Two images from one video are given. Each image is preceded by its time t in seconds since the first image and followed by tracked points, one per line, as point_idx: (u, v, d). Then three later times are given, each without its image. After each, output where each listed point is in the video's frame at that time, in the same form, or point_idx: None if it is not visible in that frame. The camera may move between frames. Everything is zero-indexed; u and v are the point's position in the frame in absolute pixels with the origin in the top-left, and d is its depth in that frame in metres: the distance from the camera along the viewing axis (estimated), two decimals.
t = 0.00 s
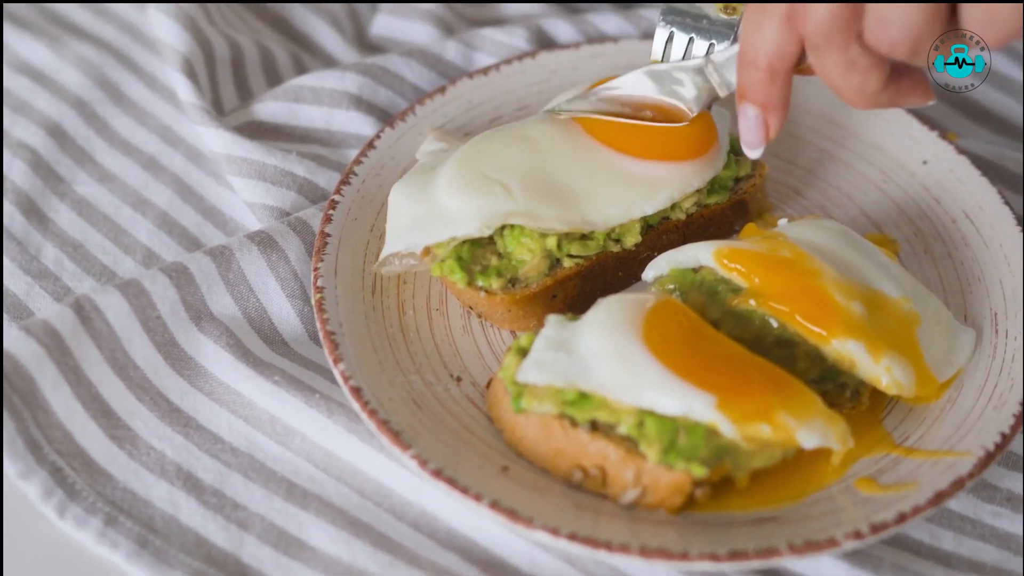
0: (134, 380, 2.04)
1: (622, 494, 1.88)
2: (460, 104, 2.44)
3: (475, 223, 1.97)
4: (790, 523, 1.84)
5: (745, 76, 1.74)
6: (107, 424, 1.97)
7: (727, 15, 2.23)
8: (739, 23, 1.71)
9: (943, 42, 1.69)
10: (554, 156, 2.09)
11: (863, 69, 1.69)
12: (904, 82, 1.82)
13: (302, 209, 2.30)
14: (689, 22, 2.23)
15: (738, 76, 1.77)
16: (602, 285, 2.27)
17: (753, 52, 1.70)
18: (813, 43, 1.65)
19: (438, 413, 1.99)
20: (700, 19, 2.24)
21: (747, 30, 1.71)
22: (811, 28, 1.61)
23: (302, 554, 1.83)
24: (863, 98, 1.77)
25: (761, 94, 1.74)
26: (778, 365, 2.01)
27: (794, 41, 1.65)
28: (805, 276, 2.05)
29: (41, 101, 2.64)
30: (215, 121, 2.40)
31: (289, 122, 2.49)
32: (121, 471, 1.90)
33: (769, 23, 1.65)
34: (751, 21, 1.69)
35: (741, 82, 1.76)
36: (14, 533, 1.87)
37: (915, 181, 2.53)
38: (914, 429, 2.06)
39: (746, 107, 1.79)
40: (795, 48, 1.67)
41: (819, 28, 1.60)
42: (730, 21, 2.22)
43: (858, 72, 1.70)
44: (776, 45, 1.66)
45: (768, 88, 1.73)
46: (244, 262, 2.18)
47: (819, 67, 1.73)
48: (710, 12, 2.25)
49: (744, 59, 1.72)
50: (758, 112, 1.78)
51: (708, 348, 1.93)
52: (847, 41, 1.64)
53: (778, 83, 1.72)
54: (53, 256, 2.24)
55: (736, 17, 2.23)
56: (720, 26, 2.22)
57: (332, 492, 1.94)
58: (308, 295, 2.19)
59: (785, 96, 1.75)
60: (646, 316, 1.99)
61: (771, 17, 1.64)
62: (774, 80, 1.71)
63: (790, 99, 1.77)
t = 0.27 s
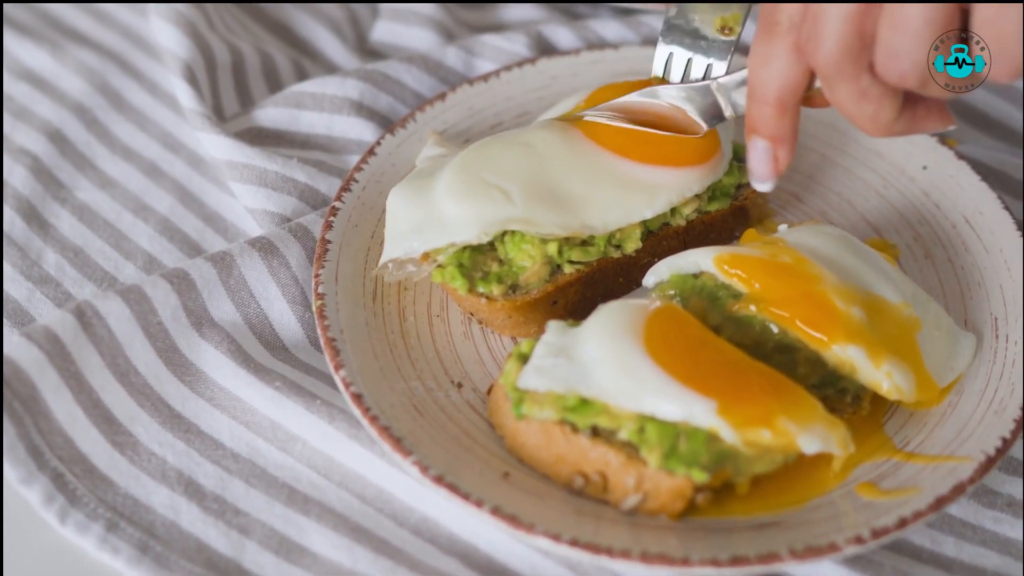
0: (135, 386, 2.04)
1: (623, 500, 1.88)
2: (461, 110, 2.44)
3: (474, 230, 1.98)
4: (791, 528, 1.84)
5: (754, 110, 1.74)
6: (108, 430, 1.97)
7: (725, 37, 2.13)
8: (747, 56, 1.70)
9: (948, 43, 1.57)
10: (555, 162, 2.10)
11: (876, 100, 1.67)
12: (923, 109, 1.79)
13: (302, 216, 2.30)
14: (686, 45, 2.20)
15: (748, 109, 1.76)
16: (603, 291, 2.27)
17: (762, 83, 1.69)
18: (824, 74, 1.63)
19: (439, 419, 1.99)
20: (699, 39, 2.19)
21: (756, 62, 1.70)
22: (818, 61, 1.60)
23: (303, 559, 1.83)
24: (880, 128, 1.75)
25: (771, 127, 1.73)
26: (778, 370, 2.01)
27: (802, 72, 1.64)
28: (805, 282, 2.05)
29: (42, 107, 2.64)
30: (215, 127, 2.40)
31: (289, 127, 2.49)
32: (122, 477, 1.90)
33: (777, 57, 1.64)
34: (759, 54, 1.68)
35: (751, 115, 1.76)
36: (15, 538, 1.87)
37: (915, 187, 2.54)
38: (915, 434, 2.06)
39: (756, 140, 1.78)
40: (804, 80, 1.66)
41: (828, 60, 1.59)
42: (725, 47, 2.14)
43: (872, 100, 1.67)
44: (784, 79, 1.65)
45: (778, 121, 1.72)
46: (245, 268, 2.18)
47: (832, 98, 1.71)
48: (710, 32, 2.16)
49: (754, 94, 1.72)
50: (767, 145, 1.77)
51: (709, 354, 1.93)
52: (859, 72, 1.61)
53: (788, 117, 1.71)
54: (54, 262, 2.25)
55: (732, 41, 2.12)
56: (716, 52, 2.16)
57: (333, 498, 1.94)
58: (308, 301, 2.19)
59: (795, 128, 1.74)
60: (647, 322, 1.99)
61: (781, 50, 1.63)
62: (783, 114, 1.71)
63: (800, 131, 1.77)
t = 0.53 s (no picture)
0: (137, 393, 2.04)
1: (625, 506, 1.88)
2: (461, 117, 2.45)
3: (477, 240, 1.98)
4: (793, 535, 1.85)
5: (822, 28, 1.62)
6: (110, 436, 1.97)
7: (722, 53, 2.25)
8: None
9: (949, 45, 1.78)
10: (557, 170, 2.11)
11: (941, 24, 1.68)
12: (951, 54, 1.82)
13: (304, 222, 2.30)
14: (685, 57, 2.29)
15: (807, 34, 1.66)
16: (604, 298, 2.28)
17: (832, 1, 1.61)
18: None
19: (441, 425, 1.99)
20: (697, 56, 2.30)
21: None
22: None
23: (305, 566, 1.84)
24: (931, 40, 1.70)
25: (836, 48, 1.62)
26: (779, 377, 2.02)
27: None
28: (806, 288, 2.06)
29: (44, 114, 2.65)
30: (217, 134, 2.40)
31: (291, 134, 2.50)
32: (124, 483, 1.90)
33: None
34: None
35: (813, 39, 1.64)
36: (17, 545, 1.87)
37: (915, 194, 2.55)
38: (916, 440, 2.07)
39: (814, 65, 1.66)
40: None
41: None
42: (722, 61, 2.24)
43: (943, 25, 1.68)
44: None
45: (845, 41, 1.62)
46: (247, 275, 2.18)
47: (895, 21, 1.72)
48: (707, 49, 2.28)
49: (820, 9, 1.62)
50: (828, 69, 1.64)
51: (711, 361, 1.94)
52: None
53: (855, 39, 1.61)
54: (56, 268, 2.25)
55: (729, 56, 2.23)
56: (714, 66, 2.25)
57: (335, 505, 1.94)
58: (310, 308, 2.20)
59: (858, 56, 1.64)
60: (649, 329, 2.00)
61: None
62: (851, 34, 1.61)
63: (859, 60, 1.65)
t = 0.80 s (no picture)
0: (135, 399, 2.04)
1: (622, 511, 1.89)
2: (460, 123, 2.46)
3: (475, 246, 1.99)
4: (790, 540, 1.85)
5: (813, 141, 1.77)
6: (109, 442, 1.97)
7: (728, 70, 2.33)
8: (808, 90, 1.74)
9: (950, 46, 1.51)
10: (554, 177, 2.11)
11: (936, 138, 1.67)
12: (982, 145, 1.74)
13: (303, 229, 2.30)
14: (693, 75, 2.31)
15: (806, 143, 1.79)
16: (602, 304, 2.29)
17: (822, 117, 1.73)
18: (882, 110, 1.65)
19: (438, 431, 1.99)
20: (702, 73, 2.34)
21: (817, 96, 1.74)
22: (878, 94, 1.61)
23: (303, 571, 1.84)
24: (938, 165, 1.74)
25: (829, 160, 1.76)
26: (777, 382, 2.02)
27: (862, 106, 1.67)
28: (804, 294, 2.07)
29: (43, 122, 2.66)
30: (216, 141, 2.41)
31: (289, 141, 2.51)
32: (122, 490, 1.91)
33: (839, 91, 1.68)
34: (818, 88, 1.72)
35: (808, 148, 1.79)
36: (15, 551, 1.87)
37: (912, 201, 2.55)
38: (913, 446, 2.07)
39: (814, 174, 1.80)
40: (863, 114, 1.69)
41: (889, 96, 1.60)
42: (729, 78, 2.30)
43: (930, 137, 1.67)
44: (842, 110, 1.69)
45: (836, 154, 1.75)
46: (245, 281, 2.18)
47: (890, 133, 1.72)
48: (713, 67, 2.34)
49: (811, 128, 1.76)
50: (826, 178, 1.79)
51: (708, 367, 1.94)
52: (917, 109, 1.63)
53: (847, 150, 1.74)
54: (55, 275, 2.26)
55: (736, 72, 2.32)
56: (721, 81, 2.30)
57: (333, 510, 1.95)
58: (308, 314, 2.19)
59: (853, 164, 1.77)
60: (646, 335, 2.00)
61: (841, 77, 1.66)
62: (842, 146, 1.74)
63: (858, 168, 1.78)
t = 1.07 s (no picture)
0: (134, 406, 2.04)
1: (621, 517, 1.89)
2: (458, 129, 2.46)
3: (475, 254, 1.99)
4: (789, 546, 1.85)
5: (813, 132, 1.74)
6: (107, 449, 1.97)
7: (725, 87, 2.34)
8: (810, 81, 1.71)
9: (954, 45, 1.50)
10: (553, 183, 2.11)
11: (937, 131, 1.71)
12: (979, 141, 1.79)
13: (301, 234, 2.30)
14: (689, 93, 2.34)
15: (805, 134, 1.76)
16: (601, 309, 2.29)
17: (824, 111, 1.70)
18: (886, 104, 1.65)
19: (437, 437, 2.00)
20: (698, 90, 2.35)
21: (819, 88, 1.71)
22: (882, 88, 1.62)
23: None
24: (937, 160, 1.78)
25: (830, 152, 1.72)
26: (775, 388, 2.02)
27: (865, 99, 1.65)
28: (802, 299, 2.07)
29: (41, 128, 2.66)
30: (214, 147, 2.41)
31: (287, 147, 2.51)
32: (121, 496, 1.91)
33: (843, 85, 1.65)
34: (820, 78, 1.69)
35: (807, 138, 1.76)
36: (13, 559, 1.87)
37: (910, 206, 2.55)
38: (911, 451, 2.07)
39: (813, 165, 1.76)
40: (864, 108, 1.66)
41: (894, 95, 1.61)
42: (726, 95, 2.32)
43: (934, 131, 1.71)
44: (844, 104, 1.66)
45: (837, 146, 1.72)
46: (243, 288, 2.18)
47: (894, 127, 1.75)
48: (709, 84, 2.35)
49: (811, 119, 1.73)
50: (825, 170, 1.75)
51: (707, 373, 1.94)
52: (922, 107, 1.65)
53: (848, 143, 1.71)
54: (53, 282, 2.26)
55: (732, 90, 2.32)
56: (717, 99, 2.32)
57: (331, 516, 1.95)
58: (307, 319, 2.19)
59: (855, 154, 1.73)
60: (644, 340, 2.00)
61: (847, 72, 1.63)
62: (844, 139, 1.70)
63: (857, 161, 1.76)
